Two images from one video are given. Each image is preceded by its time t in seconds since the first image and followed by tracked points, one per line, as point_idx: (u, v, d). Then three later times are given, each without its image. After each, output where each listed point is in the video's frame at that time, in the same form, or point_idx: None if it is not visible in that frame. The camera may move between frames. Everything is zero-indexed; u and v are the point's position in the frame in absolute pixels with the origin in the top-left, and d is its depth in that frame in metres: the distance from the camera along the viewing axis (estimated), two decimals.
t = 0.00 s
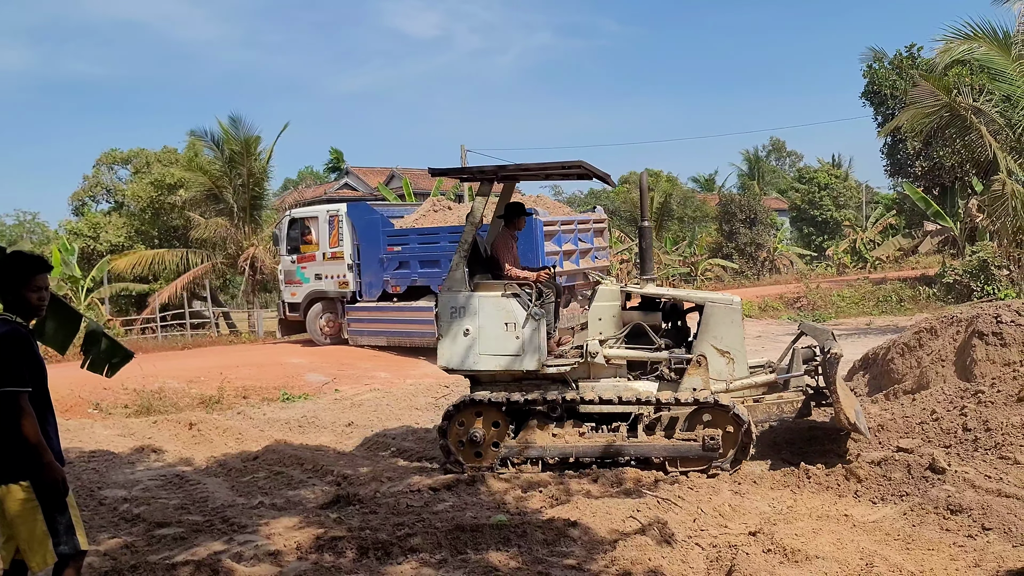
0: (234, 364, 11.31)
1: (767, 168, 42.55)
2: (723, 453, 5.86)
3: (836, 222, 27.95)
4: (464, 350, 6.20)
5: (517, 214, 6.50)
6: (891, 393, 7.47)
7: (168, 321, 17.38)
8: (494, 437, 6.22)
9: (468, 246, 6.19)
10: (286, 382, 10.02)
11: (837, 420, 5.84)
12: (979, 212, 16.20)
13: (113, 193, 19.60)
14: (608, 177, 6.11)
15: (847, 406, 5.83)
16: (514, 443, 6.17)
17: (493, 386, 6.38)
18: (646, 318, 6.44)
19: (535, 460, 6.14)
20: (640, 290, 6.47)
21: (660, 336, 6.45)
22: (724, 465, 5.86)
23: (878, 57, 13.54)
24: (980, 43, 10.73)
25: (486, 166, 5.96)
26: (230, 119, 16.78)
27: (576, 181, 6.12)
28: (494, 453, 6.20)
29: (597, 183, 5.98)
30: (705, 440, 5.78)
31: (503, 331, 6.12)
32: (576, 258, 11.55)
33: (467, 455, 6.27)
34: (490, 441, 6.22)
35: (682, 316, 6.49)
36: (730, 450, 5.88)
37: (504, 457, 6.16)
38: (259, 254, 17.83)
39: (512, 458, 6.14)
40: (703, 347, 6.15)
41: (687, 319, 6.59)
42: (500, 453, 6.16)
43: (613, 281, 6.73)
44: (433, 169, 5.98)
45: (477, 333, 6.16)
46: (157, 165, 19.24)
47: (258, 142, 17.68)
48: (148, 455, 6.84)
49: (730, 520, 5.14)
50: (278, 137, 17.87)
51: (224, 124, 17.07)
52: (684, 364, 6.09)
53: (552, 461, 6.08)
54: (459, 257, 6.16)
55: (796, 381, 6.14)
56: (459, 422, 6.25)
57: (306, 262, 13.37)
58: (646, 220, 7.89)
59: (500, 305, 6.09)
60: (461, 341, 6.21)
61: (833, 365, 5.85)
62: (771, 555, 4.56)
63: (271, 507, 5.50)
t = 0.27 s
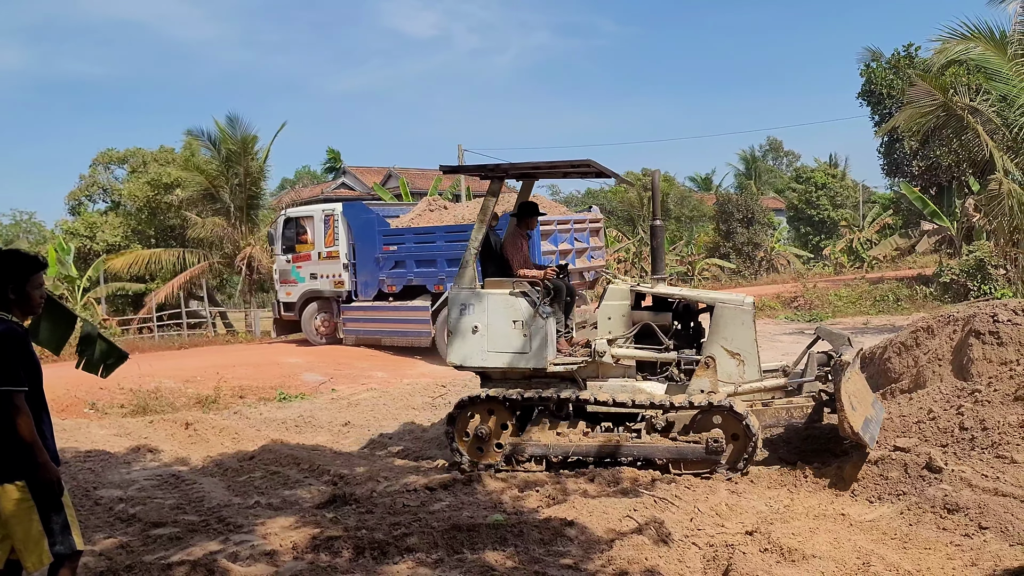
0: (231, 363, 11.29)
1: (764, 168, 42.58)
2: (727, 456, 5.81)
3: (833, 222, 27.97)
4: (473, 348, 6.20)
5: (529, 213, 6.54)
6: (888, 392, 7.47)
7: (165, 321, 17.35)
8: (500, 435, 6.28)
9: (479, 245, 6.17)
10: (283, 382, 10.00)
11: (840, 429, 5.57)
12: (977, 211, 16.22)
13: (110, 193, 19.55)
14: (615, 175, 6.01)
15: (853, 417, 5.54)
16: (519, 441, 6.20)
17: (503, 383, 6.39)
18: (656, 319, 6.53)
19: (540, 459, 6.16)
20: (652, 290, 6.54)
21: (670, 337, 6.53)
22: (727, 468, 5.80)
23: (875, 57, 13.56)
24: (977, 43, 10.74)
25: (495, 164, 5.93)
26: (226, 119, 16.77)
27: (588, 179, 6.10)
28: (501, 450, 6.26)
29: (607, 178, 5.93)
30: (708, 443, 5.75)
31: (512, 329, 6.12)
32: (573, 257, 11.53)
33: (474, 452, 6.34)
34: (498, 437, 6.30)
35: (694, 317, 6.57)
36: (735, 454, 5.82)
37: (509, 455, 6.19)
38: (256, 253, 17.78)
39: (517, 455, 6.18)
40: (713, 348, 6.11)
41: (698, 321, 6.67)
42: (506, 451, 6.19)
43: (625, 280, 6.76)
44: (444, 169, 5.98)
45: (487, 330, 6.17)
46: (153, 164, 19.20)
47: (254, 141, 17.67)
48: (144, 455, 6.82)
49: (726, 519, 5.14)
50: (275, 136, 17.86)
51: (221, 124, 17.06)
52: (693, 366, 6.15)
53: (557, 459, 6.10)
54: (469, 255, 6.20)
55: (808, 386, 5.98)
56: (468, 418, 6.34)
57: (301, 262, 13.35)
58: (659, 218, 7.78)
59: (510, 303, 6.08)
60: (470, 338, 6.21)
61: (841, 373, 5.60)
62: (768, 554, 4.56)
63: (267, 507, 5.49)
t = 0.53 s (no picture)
0: (228, 364, 11.27)
1: (761, 169, 42.61)
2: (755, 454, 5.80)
3: (830, 222, 27.99)
4: (494, 346, 6.24)
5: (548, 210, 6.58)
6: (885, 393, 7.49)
7: (161, 321, 17.33)
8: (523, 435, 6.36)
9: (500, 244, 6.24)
10: (279, 382, 9.99)
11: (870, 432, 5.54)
12: (973, 212, 16.25)
13: (106, 193, 19.52)
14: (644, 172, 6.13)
15: (884, 421, 5.52)
16: (541, 441, 6.15)
17: (524, 383, 6.47)
18: (680, 318, 6.52)
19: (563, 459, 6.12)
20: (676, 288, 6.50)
21: (693, 336, 6.54)
22: (756, 466, 5.79)
23: (872, 57, 13.57)
24: (974, 44, 10.76)
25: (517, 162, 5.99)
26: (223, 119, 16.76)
27: (610, 179, 6.16)
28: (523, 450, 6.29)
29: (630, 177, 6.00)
30: (736, 441, 5.73)
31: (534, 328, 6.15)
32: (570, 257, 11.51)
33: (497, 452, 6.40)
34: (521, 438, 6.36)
35: (718, 316, 6.55)
36: (762, 453, 5.82)
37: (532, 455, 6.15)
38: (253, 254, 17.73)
39: (541, 455, 6.12)
40: (738, 347, 6.13)
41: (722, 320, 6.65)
42: (529, 451, 6.14)
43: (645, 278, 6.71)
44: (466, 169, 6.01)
45: (509, 329, 6.21)
46: (150, 164, 19.15)
47: (251, 141, 17.65)
48: (141, 455, 6.81)
49: (724, 520, 5.14)
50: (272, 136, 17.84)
51: (218, 124, 17.05)
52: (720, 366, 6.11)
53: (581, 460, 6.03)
54: (491, 255, 6.27)
55: (834, 390, 6.02)
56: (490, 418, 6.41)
57: (297, 262, 13.34)
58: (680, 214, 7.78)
59: (531, 301, 6.13)
60: (492, 336, 6.26)
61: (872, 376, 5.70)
62: (766, 555, 4.56)
63: (264, 508, 5.48)
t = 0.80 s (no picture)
0: (227, 364, 11.27)
1: (758, 169, 42.66)
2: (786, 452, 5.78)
3: (828, 222, 28.02)
4: (521, 348, 6.29)
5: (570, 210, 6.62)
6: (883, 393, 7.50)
7: (159, 321, 17.32)
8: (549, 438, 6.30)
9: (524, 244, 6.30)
10: (278, 383, 9.99)
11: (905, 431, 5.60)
12: (971, 212, 16.27)
13: (104, 193, 19.50)
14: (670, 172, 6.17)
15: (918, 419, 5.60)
16: (569, 443, 6.16)
17: (548, 385, 6.43)
18: (705, 317, 6.44)
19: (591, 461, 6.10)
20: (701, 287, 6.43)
21: (719, 336, 6.44)
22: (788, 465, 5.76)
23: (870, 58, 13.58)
24: (972, 45, 10.78)
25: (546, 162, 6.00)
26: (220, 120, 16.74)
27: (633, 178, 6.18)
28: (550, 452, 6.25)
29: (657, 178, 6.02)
30: (766, 440, 5.73)
31: (559, 329, 6.16)
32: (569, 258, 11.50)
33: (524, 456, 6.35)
34: (546, 440, 6.31)
35: (743, 315, 6.47)
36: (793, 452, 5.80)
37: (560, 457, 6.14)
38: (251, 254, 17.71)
39: (568, 457, 6.11)
40: (765, 346, 6.05)
41: (747, 319, 6.56)
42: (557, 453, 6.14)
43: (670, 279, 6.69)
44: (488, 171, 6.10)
45: (533, 331, 6.24)
46: (148, 164, 19.12)
47: (249, 142, 17.64)
48: (140, 456, 6.80)
49: (723, 521, 5.14)
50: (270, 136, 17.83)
51: (216, 124, 17.03)
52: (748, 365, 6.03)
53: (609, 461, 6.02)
54: (514, 258, 6.35)
55: (863, 389, 5.90)
56: (514, 422, 6.34)
57: (295, 263, 13.35)
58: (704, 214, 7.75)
59: (555, 303, 6.16)
60: (518, 339, 6.30)
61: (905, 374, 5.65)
62: (765, 556, 4.57)
63: (263, 509, 5.48)
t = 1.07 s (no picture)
0: (225, 365, 11.26)
1: (756, 169, 42.72)
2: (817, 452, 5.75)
3: (826, 223, 28.03)
4: (547, 348, 6.23)
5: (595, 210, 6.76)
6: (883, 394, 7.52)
7: (158, 322, 17.31)
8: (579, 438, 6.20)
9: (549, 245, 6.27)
10: (277, 383, 9.98)
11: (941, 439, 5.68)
12: (969, 212, 16.30)
13: (102, 193, 19.47)
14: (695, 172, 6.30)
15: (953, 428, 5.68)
16: (598, 443, 6.17)
17: (575, 386, 6.39)
18: (733, 317, 6.36)
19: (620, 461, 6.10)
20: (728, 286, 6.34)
21: (747, 335, 6.33)
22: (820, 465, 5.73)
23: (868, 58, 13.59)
24: (970, 45, 10.80)
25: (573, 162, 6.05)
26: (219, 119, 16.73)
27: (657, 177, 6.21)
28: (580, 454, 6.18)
29: (683, 178, 6.12)
30: (798, 440, 5.71)
31: (587, 329, 6.12)
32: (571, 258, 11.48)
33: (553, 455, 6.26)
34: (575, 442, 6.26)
35: (770, 314, 6.36)
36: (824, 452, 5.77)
37: (589, 457, 6.14)
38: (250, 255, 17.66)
39: (598, 458, 6.10)
40: (795, 346, 5.94)
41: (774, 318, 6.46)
42: (586, 453, 6.14)
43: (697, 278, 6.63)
44: (513, 169, 6.08)
45: (561, 331, 6.19)
46: (146, 164, 19.09)
47: (247, 142, 17.62)
48: (139, 457, 6.79)
49: (723, 521, 5.14)
50: (268, 136, 17.82)
51: (214, 124, 17.02)
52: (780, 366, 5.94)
53: (639, 462, 6.01)
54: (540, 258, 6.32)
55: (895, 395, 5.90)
56: (543, 424, 6.28)
57: (296, 263, 13.39)
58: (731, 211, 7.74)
59: (581, 302, 6.13)
60: (543, 339, 6.25)
61: (944, 381, 5.60)
62: (766, 556, 4.57)
63: (263, 509, 5.47)
